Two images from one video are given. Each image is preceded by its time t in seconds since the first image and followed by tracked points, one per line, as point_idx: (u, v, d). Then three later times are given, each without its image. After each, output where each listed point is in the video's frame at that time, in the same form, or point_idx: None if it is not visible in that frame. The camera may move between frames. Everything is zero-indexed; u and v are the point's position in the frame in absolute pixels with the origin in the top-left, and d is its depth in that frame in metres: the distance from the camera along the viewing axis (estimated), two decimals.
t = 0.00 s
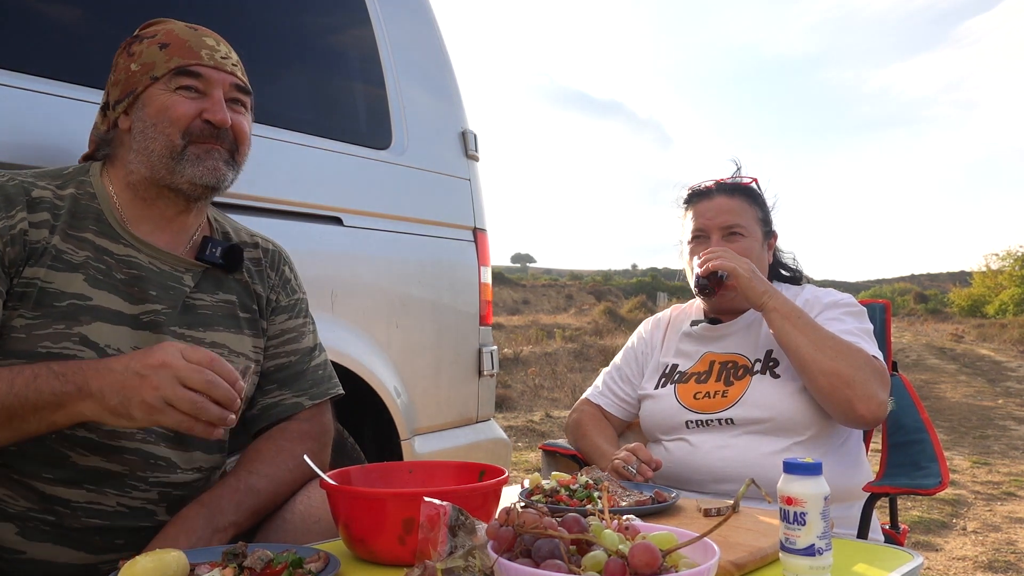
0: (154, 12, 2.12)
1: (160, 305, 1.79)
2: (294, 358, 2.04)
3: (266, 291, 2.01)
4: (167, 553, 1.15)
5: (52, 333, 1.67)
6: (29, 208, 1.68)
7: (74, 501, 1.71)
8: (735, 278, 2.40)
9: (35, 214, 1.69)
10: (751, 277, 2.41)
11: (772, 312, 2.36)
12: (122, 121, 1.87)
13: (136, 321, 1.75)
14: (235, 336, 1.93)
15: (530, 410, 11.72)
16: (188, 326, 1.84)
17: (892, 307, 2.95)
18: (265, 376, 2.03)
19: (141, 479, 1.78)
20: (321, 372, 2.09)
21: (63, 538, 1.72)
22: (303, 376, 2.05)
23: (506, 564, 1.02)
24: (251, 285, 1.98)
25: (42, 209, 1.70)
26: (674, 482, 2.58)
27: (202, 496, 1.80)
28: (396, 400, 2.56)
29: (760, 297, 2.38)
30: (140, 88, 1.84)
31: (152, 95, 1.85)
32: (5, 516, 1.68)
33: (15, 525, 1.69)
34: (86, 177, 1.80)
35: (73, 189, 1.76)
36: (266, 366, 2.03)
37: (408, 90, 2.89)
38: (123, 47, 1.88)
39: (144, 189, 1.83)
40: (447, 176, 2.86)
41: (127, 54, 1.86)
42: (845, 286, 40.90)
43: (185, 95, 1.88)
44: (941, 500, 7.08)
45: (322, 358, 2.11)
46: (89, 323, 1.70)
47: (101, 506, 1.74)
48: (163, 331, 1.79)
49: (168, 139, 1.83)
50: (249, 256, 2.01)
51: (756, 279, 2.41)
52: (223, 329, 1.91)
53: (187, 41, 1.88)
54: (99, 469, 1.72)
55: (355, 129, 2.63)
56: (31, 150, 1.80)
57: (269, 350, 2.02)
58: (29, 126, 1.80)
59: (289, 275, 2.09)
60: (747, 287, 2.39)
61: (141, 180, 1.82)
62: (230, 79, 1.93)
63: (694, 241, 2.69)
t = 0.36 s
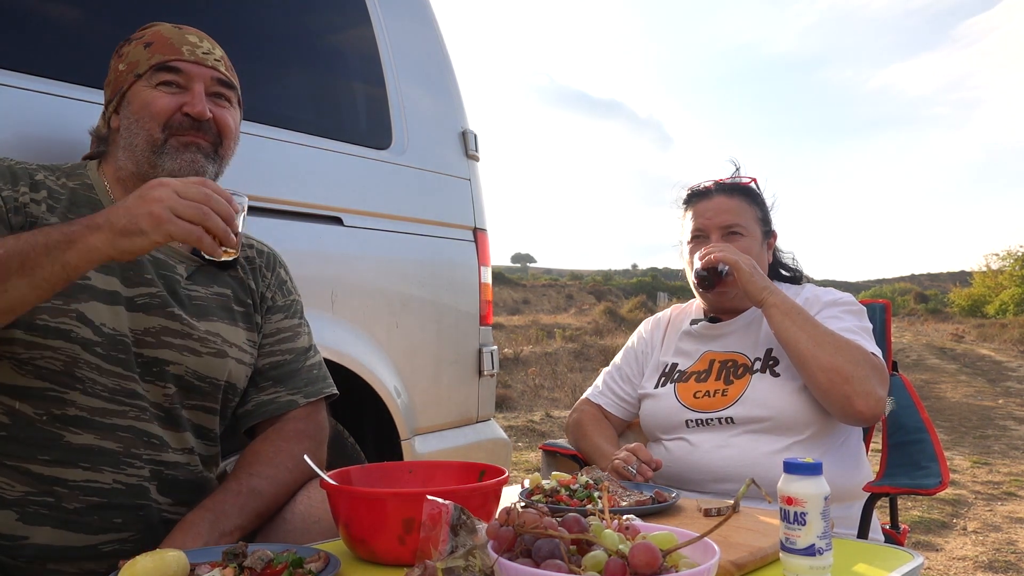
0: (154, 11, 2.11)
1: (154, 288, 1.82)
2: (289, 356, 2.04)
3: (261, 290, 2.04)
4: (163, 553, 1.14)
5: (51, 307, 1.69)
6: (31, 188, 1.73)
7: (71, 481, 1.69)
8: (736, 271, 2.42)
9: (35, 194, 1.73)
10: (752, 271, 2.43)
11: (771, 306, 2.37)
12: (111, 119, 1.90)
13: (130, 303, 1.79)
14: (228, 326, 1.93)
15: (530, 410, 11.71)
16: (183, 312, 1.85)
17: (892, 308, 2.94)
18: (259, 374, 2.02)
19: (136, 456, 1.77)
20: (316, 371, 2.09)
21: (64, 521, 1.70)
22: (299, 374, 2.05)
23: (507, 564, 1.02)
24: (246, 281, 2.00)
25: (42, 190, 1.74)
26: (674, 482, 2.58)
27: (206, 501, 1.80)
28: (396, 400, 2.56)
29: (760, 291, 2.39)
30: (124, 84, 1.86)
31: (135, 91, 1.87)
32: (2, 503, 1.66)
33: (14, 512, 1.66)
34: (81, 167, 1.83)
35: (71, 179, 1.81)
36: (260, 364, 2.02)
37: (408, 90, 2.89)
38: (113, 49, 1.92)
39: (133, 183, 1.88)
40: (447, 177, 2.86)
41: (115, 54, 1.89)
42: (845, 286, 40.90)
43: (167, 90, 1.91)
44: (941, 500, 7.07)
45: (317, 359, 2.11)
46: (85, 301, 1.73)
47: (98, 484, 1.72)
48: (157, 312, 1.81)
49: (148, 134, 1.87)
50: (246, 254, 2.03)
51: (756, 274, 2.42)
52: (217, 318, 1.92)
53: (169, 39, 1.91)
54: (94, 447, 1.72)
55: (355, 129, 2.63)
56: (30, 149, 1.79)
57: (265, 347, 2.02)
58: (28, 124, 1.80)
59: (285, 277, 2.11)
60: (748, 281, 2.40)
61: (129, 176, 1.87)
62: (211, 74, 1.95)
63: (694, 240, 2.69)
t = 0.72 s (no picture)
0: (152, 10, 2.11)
1: (148, 280, 1.82)
2: (287, 355, 2.05)
3: (259, 290, 2.05)
4: (162, 553, 1.15)
5: (43, 296, 1.70)
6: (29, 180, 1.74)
7: (67, 470, 1.68)
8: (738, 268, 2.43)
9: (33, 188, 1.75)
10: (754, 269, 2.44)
11: (770, 303, 2.37)
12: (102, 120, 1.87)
13: (123, 295, 1.79)
14: (223, 320, 1.93)
15: (530, 410, 11.72)
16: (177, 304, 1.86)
17: (892, 308, 2.94)
18: (256, 372, 2.01)
19: (130, 446, 1.75)
20: (314, 371, 2.09)
21: (61, 511, 1.68)
22: (296, 373, 2.06)
23: (507, 564, 1.02)
24: (241, 277, 2.01)
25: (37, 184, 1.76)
26: (674, 481, 2.58)
27: (208, 505, 1.80)
28: (396, 400, 2.56)
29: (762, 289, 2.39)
30: (111, 83, 1.83)
31: (121, 90, 1.82)
32: None
33: (11, 502, 1.64)
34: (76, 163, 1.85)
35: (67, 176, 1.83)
36: (258, 363, 2.02)
37: (409, 89, 2.89)
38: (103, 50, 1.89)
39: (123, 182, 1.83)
40: (447, 176, 2.86)
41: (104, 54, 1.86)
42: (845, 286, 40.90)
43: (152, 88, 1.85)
44: (941, 500, 7.07)
45: (314, 358, 2.12)
46: (77, 292, 1.73)
47: (94, 473, 1.70)
48: (150, 303, 1.81)
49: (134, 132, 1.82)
50: (244, 253, 2.04)
51: (758, 271, 2.43)
52: (212, 312, 1.91)
53: (152, 36, 1.85)
54: (88, 436, 1.70)
55: (356, 129, 2.63)
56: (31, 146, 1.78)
57: (262, 346, 2.02)
58: (28, 121, 1.79)
59: (281, 276, 2.12)
60: (749, 278, 2.40)
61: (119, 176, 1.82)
62: (195, 69, 1.89)
63: (694, 240, 2.69)
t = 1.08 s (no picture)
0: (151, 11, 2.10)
1: (144, 277, 1.82)
2: (286, 354, 2.05)
3: (256, 289, 2.05)
4: (161, 553, 1.15)
5: (38, 294, 1.70)
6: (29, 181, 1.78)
7: (64, 467, 1.67)
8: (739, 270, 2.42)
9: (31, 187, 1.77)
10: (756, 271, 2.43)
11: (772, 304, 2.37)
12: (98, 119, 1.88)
13: (119, 292, 1.79)
14: (220, 318, 1.93)
15: (530, 410, 11.72)
16: (174, 302, 1.86)
17: (892, 308, 2.94)
18: (255, 371, 2.01)
19: (127, 443, 1.75)
20: (313, 370, 2.09)
21: (59, 508, 1.68)
22: (295, 373, 2.06)
23: (507, 564, 1.02)
24: (238, 275, 2.01)
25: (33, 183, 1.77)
26: (674, 481, 2.58)
27: (207, 506, 1.80)
28: (396, 400, 2.55)
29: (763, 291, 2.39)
30: (106, 83, 1.83)
31: (116, 90, 1.82)
32: None
33: (9, 500, 1.64)
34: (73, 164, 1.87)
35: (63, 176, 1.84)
36: (256, 362, 2.01)
37: (409, 89, 2.89)
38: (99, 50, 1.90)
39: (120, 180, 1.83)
40: (447, 176, 2.85)
41: (99, 54, 1.87)
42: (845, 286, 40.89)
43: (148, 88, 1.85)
44: (941, 500, 7.07)
45: (314, 357, 2.12)
46: (73, 289, 1.73)
47: (91, 470, 1.70)
48: (146, 300, 1.81)
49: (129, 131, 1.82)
50: (243, 252, 2.05)
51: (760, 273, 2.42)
52: (209, 309, 1.91)
53: (146, 35, 1.84)
54: (85, 433, 1.70)
55: (356, 129, 2.63)
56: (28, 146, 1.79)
57: (261, 345, 2.02)
58: (28, 122, 1.79)
59: (279, 275, 2.12)
60: (749, 280, 2.40)
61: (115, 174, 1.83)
62: (189, 69, 1.88)
63: (695, 240, 2.69)
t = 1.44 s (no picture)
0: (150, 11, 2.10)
1: (143, 275, 1.83)
2: (286, 354, 2.05)
3: (257, 290, 2.05)
4: (161, 552, 1.15)
5: (36, 290, 1.70)
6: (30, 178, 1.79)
7: (64, 465, 1.67)
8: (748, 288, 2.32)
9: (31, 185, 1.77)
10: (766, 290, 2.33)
11: (777, 322, 2.31)
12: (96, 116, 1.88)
13: (117, 290, 1.79)
14: (219, 316, 1.94)
15: (530, 410, 11.72)
16: (173, 300, 1.86)
17: (892, 308, 2.94)
18: (254, 371, 2.01)
19: (126, 441, 1.75)
20: (313, 370, 2.09)
21: (58, 506, 1.68)
22: (295, 372, 2.06)
23: (507, 564, 1.02)
24: (237, 274, 2.01)
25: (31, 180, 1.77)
26: (673, 482, 2.59)
27: (207, 507, 1.80)
28: (396, 400, 2.55)
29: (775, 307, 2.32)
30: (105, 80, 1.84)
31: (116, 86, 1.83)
32: None
33: (9, 499, 1.63)
34: (73, 162, 1.88)
35: (61, 174, 1.84)
36: (256, 363, 2.02)
37: (409, 89, 2.89)
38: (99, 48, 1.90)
39: (118, 175, 1.84)
40: (447, 177, 2.85)
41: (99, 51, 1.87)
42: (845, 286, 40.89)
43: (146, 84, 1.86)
44: (941, 500, 7.08)
45: (314, 356, 2.12)
46: (71, 287, 1.73)
47: (90, 468, 1.70)
48: (145, 298, 1.81)
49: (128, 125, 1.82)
50: (242, 253, 2.05)
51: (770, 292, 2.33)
52: (208, 307, 1.92)
53: (145, 31, 1.85)
54: (84, 431, 1.70)
55: (356, 129, 2.63)
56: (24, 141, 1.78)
57: (261, 344, 2.02)
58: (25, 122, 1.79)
59: (278, 274, 2.13)
60: (753, 304, 2.30)
61: (114, 169, 1.83)
62: (187, 62, 1.89)
63: (691, 244, 2.69)
